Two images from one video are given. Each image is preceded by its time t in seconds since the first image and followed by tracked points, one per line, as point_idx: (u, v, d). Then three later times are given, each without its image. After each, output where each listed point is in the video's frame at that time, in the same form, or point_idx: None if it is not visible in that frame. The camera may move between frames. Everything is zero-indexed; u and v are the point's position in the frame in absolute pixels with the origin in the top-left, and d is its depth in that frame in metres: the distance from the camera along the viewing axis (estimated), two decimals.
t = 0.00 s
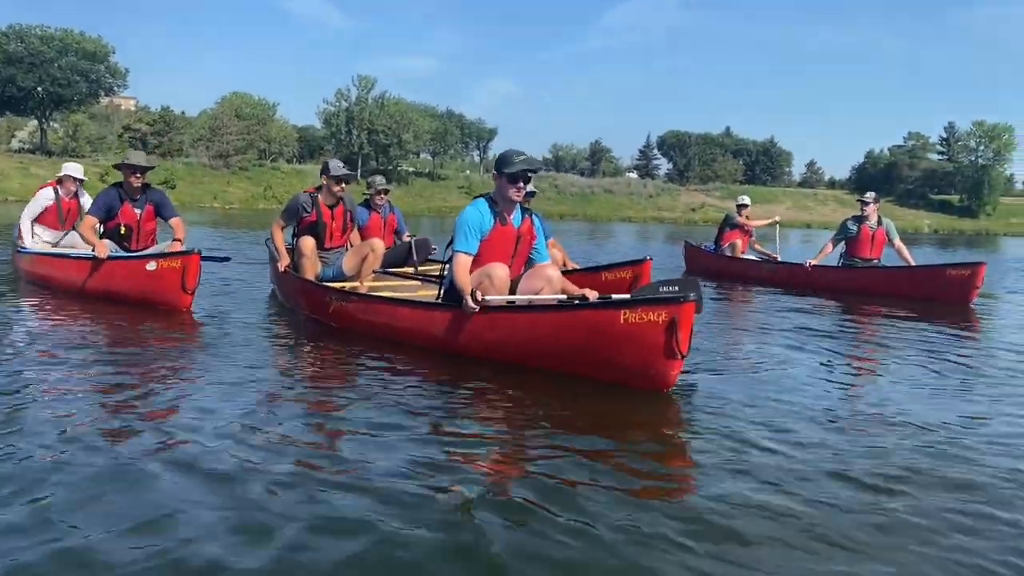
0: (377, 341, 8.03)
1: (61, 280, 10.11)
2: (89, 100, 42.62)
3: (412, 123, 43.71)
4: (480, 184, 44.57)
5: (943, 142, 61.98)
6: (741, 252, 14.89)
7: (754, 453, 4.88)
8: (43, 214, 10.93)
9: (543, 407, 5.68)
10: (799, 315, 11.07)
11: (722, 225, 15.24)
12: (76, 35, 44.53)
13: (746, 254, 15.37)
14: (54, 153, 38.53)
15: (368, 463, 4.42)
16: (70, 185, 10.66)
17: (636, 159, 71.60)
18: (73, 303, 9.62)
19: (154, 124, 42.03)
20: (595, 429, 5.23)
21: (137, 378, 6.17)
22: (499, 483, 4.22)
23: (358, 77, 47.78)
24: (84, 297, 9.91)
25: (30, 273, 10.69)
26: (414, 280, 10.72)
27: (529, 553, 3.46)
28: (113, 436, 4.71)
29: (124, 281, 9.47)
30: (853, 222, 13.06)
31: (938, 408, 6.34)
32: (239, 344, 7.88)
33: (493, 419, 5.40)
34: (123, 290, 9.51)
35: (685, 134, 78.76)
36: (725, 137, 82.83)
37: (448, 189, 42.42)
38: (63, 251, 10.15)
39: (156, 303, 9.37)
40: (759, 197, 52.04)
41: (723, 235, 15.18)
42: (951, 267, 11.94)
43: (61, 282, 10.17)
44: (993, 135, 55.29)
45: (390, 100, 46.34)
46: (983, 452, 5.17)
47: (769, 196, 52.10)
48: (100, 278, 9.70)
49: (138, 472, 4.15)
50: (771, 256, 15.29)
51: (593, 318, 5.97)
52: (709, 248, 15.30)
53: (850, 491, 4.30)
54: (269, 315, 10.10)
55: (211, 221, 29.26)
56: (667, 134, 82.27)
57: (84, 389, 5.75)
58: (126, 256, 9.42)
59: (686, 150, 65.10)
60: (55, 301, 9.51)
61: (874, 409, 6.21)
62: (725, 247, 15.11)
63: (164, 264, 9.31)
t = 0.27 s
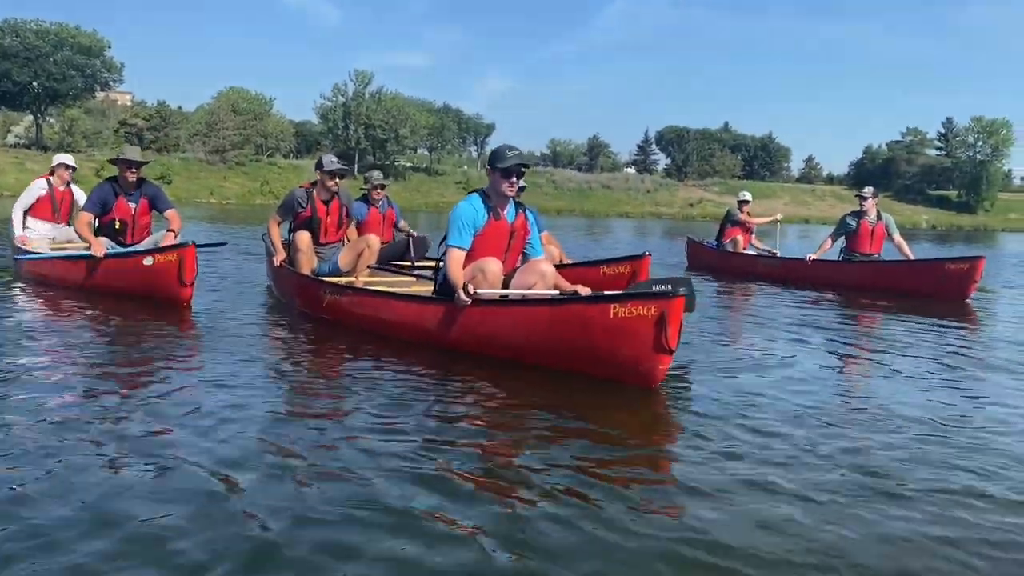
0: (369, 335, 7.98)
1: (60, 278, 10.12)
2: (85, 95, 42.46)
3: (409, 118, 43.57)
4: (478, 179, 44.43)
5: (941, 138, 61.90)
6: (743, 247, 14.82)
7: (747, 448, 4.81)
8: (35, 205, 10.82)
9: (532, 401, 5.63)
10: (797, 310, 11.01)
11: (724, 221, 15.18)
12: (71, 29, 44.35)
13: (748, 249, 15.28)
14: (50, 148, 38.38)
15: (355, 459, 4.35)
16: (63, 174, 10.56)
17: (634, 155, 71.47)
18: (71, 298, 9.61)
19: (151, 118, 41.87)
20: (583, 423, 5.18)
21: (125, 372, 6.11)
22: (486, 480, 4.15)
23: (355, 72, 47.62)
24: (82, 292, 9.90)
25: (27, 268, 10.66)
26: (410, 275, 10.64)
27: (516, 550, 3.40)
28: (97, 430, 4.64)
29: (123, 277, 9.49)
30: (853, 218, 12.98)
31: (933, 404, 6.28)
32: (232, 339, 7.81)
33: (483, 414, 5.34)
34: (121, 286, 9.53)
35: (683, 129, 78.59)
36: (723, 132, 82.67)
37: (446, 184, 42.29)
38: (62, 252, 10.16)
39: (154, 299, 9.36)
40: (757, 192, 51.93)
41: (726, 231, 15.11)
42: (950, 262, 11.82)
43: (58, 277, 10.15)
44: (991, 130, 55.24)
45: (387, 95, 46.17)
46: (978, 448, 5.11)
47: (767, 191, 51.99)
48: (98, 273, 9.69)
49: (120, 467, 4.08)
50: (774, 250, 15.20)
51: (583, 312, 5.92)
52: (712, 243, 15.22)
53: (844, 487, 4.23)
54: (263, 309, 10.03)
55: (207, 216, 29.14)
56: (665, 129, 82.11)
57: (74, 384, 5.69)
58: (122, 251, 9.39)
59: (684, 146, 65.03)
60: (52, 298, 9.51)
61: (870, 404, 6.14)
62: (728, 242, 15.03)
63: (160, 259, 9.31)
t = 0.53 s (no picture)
0: (366, 330, 8.00)
1: (59, 274, 10.18)
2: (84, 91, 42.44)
3: (408, 114, 43.53)
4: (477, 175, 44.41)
5: (941, 133, 61.85)
6: (745, 243, 14.86)
7: (739, 442, 4.83)
8: (34, 200, 10.82)
9: (525, 395, 5.66)
10: (794, 305, 11.03)
11: (726, 218, 15.19)
12: (70, 25, 44.30)
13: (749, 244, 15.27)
14: (49, 144, 38.37)
15: (348, 453, 4.37)
16: (61, 169, 10.55)
17: (633, 150, 71.42)
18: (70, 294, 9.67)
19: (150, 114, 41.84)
20: (576, 416, 5.21)
21: (121, 367, 6.13)
22: (477, 474, 4.16)
23: (354, 68, 47.57)
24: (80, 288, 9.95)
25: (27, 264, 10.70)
26: (408, 270, 10.66)
27: (506, 544, 3.41)
28: (91, 426, 4.65)
29: (123, 273, 9.55)
30: (852, 214, 13.00)
31: (927, 397, 6.29)
32: (230, 334, 7.83)
33: (478, 408, 5.37)
34: (121, 282, 9.59)
35: (683, 124, 78.51)
36: (723, 128, 82.58)
37: (445, 179, 42.26)
38: (61, 248, 10.21)
39: (154, 295, 9.42)
40: (756, 188, 51.90)
41: (729, 227, 15.10)
42: (951, 258, 11.85)
43: (57, 273, 10.20)
44: (990, 126, 55.23)
45: (386, 91, 46.12)
46: (970, 441, 5.13)
47: (766, 186, 51.96)
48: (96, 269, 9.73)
49: (114, 463, 4.10)
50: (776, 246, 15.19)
51: (576, 306, 5.95)
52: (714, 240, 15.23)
53: (834, 480, 4.25)
54: (261, 304, 10.06)
55: (206, 212, 29.14)
56: (665, 125, 82.02)
57: (72, 379, 5.71)
58: (119, 247, 9.43)
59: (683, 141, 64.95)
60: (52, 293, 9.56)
61: (863, 397, 6.16)
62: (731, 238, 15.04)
63: (158, 254, 9.35)
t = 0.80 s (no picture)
0: (366, 326, 8.01)
1: (63, 269, 10.22)
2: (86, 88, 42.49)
3: (410, 110, 43.52)
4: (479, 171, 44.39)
5: (944, 128, 61.69)
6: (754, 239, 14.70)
7: (736, 437, 4.82)
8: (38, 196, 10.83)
9: (523, 390, 5.68)
10: (795, 301, 11.02)
11: (733, 214, 15.07)
12: (72, 22, 44.33)
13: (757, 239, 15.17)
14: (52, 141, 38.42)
15: (345, 449, 4.37)
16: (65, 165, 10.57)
17: (636, 146, 71.33)
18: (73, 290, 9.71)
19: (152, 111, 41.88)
20: (572, 411, 5.22)
21: (122, 364, 6.15)
22: (473, 469, 4.16)
23: (356, 64, 47.55)
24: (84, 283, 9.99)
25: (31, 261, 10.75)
26: (409, 265, 10.67)
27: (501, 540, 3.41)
28: (90, 424, 4.67)
29: (124, 268, 9.58)
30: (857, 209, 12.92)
31: (927, 393, 6.28)
32: (232, 330, 7.86)
33: (476, 403, 5.39)
34: (123, 278, 9.62)
35: (686, 120, 78.37)
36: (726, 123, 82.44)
37: (447, 176, 42.25)
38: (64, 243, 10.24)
39: (156, 290, 9.45)
40: (759, 184, 51.83)
41: (736, 222, 15.01)
42: (954, 253, 11.86)
43: (61, 269, 10.24)
44: (994, 121, 55.08)
45: (388, 87, 46.11)
46: (969, 437, 5.11)
47: (769, 182, 51.89)
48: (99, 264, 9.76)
49: (112, 460, 4.11)
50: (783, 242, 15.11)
51: (572, 302, 5.96)
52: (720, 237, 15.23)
53: (831, 476, 4.24)
54: (263, 301, 10.08)
55: (208, 208, 29.16)
56: (668, 121, 81.86)
57: (74, 376, 5.74)
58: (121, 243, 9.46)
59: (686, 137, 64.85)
60: (55, 288, 9.60)
61: (863, 393, 6.15)
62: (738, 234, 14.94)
63: (159, 249, 9.37)
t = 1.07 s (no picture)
0: (367, 322, 8.03)
1: (67, 263, 10.26)
2: (91, 86, 42.60)
3: (415, 107, 43.52)
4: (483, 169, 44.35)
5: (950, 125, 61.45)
6: (764, 237, 14.55)
7: (736, 433, 4.81)
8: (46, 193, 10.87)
9: (523, 386, 5.68)
10: (799, 298, 11.00)
11: (743, 213, 14.98)
12: (77, 20, 44.45)
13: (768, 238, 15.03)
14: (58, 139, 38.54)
15: (343, 444, 4.37)
16: (74, 161, 10.62)
17: (640, 144, 71.22)
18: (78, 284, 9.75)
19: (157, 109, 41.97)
20: (571, 406, 5.23)
21: (125, 358, 6.18)
22: (470, 464, 4.15)
23: (361, 61, 47.52)
24: (89, 279, 10.03)
25: (37, 256, 10.81)
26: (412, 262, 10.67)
27: (496, 534, 3.40)
28: (89, 416, 4.68)
29: (128, 263, 9.62)
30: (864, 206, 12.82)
31: (929, 389, 6.24)
32: (235, 326, 7.88)
33: (476, 398, 5.40)
34: (127, 273, 9.67)
35: (691, 117, 78.20)
36: (731, 120, 82.26)
37: (452, 173, 42.21)
38: (67, 237, 10.28)
39: (160, 285, 9.51)
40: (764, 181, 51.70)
41: (747, 220, 14.90)
42: (960, 251, 11.76)
43: (67, 264, 10.30)
44: (1001, 118, 54.84)
45: (392, 84, 46.10)
46: (971, 433, 5.08)
47: (774, 179, 51.74)
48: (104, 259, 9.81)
49: (109, 453, 4.12)
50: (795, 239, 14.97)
51: (572, 298, 5.96)
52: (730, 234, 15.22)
53: (830, 471, 4.22)
54: (266, 297, 10.09)
55: (213, 206, 29.22)
56: (673, 118, 81.67)
57: (78, 369, 5.76)
58: (126, 238, 9.51)
59: (691, 134, 64.73)
60: (59, 284, 9.65)
61: (865, 389, 6.11)
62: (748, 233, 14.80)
63: (163, 245, 9.42)
